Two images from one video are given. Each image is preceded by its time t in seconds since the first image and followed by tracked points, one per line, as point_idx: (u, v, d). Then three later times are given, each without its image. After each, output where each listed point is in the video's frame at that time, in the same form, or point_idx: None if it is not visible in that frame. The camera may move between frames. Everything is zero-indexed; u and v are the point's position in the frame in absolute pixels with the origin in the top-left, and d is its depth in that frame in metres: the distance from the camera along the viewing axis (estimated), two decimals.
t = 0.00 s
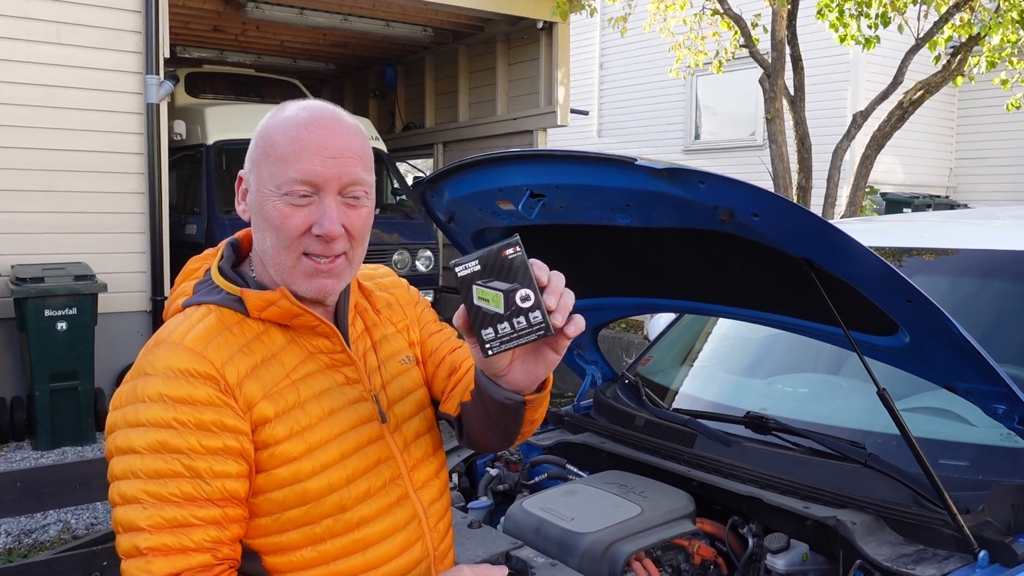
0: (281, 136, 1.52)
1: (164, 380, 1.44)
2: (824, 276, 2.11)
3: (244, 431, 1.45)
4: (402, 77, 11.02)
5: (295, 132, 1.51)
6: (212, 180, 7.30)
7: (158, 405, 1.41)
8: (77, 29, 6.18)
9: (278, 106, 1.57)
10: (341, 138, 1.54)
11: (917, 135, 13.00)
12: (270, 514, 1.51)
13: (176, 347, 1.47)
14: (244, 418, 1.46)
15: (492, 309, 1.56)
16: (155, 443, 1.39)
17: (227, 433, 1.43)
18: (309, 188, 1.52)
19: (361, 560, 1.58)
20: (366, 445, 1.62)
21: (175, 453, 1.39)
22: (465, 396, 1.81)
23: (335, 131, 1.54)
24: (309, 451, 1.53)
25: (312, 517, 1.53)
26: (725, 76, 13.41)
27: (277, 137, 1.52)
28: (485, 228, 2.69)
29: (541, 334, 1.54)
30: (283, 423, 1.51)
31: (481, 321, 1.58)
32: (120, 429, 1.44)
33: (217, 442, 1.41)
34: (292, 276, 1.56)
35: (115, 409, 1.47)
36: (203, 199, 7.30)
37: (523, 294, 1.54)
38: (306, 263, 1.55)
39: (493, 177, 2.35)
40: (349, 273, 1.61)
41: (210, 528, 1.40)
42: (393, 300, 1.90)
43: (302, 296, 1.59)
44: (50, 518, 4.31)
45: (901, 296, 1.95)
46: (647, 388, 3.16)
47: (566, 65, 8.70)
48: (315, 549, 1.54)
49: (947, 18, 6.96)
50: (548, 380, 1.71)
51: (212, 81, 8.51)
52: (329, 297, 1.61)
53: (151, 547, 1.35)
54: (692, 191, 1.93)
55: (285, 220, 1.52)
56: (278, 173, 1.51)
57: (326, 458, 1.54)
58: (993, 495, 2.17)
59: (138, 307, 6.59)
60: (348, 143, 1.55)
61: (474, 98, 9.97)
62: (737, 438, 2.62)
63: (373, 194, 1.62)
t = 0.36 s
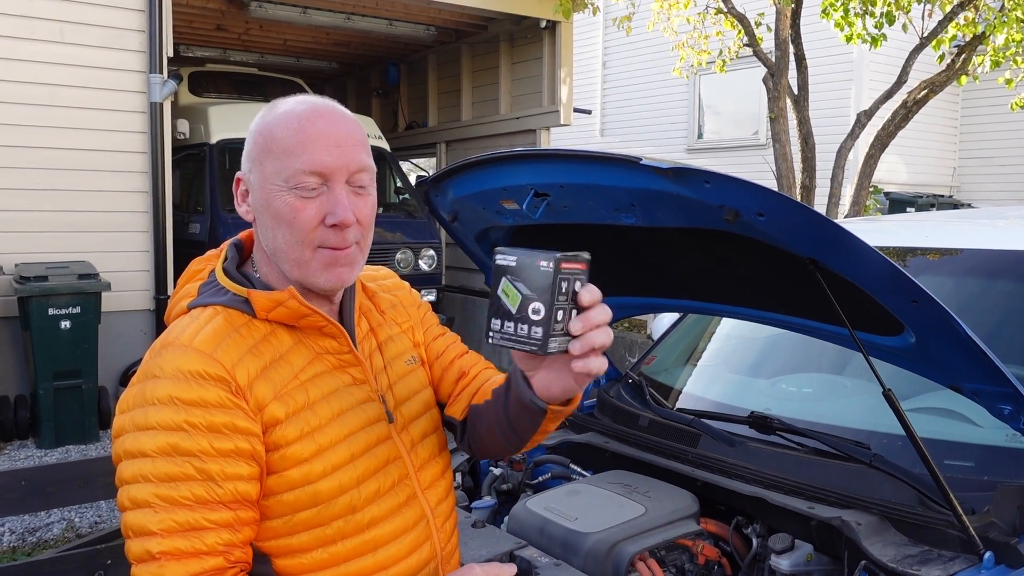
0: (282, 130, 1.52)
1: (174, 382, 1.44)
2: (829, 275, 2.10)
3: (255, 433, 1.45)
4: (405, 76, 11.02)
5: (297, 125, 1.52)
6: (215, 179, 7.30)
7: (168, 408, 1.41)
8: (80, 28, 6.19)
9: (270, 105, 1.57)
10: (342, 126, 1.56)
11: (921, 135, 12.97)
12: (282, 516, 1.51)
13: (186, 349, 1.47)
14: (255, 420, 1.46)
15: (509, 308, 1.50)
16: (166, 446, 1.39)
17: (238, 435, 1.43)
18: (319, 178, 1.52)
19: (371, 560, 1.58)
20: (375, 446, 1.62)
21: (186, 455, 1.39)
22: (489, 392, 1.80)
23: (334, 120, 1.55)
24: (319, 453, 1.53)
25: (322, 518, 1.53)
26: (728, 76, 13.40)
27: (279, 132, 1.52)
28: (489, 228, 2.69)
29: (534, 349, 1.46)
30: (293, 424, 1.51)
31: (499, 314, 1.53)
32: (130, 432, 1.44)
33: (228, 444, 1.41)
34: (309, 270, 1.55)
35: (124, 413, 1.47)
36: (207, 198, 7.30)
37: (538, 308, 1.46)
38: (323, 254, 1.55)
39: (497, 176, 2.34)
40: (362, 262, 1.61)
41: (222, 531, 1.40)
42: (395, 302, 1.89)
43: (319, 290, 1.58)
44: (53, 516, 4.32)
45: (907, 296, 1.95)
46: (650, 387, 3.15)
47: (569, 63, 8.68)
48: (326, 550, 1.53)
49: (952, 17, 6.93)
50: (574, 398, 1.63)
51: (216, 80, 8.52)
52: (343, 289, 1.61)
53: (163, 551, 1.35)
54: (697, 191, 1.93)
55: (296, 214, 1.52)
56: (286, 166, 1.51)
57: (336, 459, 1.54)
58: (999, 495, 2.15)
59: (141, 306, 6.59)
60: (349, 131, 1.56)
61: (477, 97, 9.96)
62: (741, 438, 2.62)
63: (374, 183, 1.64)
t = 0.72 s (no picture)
0: (282, 130, 1.50)
1: (185, 394, 1.42)
2: (839, 273, 2.08)
3: (269, 441, 1.44)
4: (412, 75, 11.02)
5: (296, 122, 1.50)
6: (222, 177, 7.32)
7: (180, 421, 1.41)
8: (88, 26, 6.20)
9: (248, 109, 1.54)
10: (337, 115, 1.56)
11: (929, 133, 12.91)
12: (298, 523, 1.50)
13: (196, 359, 1.45)
14: (269, 428, 1.45)
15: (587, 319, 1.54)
16: (180, 459, 1.39)
17: (253, 445, 1.42)
18: (332, 170, 1.53)
19: (389, 563, 1.58)
20: (387, 449, 1.61)
21: (201, 468, 1.39)
22: (534, 404, 1.86)
23: (327, 109, 1.54)
24: (334, 458, 1.52)
25: (339, 523, 1.52)
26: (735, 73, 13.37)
27: (278, 133, 1.50)
28: (497, 226, 2.68)
29: (573, 358, 1.53)
30: (307, 430, 1.50)
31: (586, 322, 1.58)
32: (142, 445, 1.43)
33: (244, 455, 1.40)
34: (338, 263, 1.56)
35: (135, 425, 1.46)
36: (214, 196, 7.32)
37: (591, 332, 1.48)
38: (349, 244, 1.57)
39: (506, 173, 2.34)
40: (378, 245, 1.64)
41: (240, 543, 1.40)
42: (402, 302, 1.89)
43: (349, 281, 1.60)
44: (62, 514, 4.34)
45: (918, 295, 1.94)
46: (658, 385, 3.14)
47: (576, 61, 8.64)
48: (343, 556, 1.53)
49: (961, 14, 6.89)
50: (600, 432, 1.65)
51: (223, 78, 8.54)
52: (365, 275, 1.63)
53: (181, 565, 1.35)
54: (707, 188, 1.92)
55: (315, 211, 1.52)
56: (296, 165, 1.50)
57: (351, 463, 1.54)
58: (1011, 495, 2.14)
59: (150, 305, 6.61)
60: (343, 118, 1.57)
61: (483, 95, 9.94)
62: (750, 437, 2.60)
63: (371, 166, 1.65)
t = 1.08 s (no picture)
0: (293, 122, 1.51)
1: (207, 392, 1.43)
2: (852, 271, 2.07)
3: (292, 440, 1.44)
4: (421, 72, 11.02)
5: (308, 115, 1.51)
6: (233, 175, 7.34)
7: (202, 419, 1.41)
8: (98, 24, 6.23)
9: (267, 102, 1.56)
10: (352, 110, 1.56)
11: (940, 130, 12.82)
12: (320, 521, 1.50)
13: (217, 357, 1.45)
14: (291, 426, 1.45)
15: (609, 314, 1.53)
16: (202, 458, 1.39)
17: (276, 443, 1.42)
18: (338, 165, 1.52)
19: (410, 561, 1.58)
20: (407, 446, 1.62)
21: (225, 467, 1.39)
22: (551, 398, 1.86)
23: (345, 106, 1.55)
24: (355, 456, 1.52)
25: (361, 521, 1.53)
26: (746, 71, 13.32)
27: (290, 125, 1.52)
28: (507, 223, 2.68)
29: (598, 355, 1.52)
30: (329, 428, 1.50)
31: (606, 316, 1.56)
32: (163, 444, 1.43)
33: (267, 453, 1.41)
34: (339, 259, 1.55)
35: (155, 424, 1.46)
36: (225, 194, 7.34)
37: (615, 328, 1.47)
38: (350, 240, 1.56)
39: (518, 170, 2.33)
40: (387, 246, 1.62)
41: (264, 542, 1.40)
42: (416, 300, 1.90)
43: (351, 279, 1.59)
44: (74, 510, 4.37)
45: (932, 291, 1.92)
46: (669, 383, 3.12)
47: (585, 58, 8.63)
48: (364, 554, 1.53)
49: (975, 9, 6.82)
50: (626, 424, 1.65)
51: (233, 76, 8.56)
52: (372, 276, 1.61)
53: (206, 564, 1.36)
54: (719, 185, 1.91)
55: (320, 203, 1.52)
56: (302, 157, 1.51)
57: (372, 461, 1.54)
58: None
59: (161, 302, 6.64)
60: (358, 115, 1.57)
61: (493, 93, 9.94)
62: (761, 435, 2.59)
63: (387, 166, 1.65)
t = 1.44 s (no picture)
0: (336, 114, 1.52)
1: (229, 384, 1.43)
2: (867, 267, 2.06)
3: (312, 434, 1.45)
4: (431, 69, 11.01)
5: (351, 109, 1.52)
6: (244, 172, 7.36)
7: (223, 412, 1.41)
8: (109, 21, 6.25)
9: (331, 87, 1.58)
10: (397, 114, 1.55)
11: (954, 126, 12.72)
12: (338, 517, 1.50)
13: (239, 349, 1.46)
14: (312, 420, 1.46)
15: (594, 287, 1.56)
16: (223, 450, 1.39)
17: (295, 437, 1.42)
18: (364, 164, 1.52)
19: (426, 560, 1.58)
20: (426, 444, 1.62)
21: (245, 459, 1.39)
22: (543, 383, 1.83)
23: (391, 108, 1.54)
24: (374, 452, 1.53)
25: (378, 519, 1.53)
26: (757, 67, 13.24)
27: (330, 116, 1.53)
28: (519, 219, 2.67)
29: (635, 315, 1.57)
30: (349, 423, 1.50)
31: (577, 297, 1.58)
32: (184, 435, 1.43)
33: (286, 447, 1.41)
34: (347, 261, 1.55)
35: (176, 416, 1.47)
36: (236, 191, 7.36)
37: (626, 276, 1.55)
38: (363, 245, 1.54)
39: (531, 166, 2.33)
40: (403, 259, 1.59)
41: (282, 536, 1.40)
42: (435, 296, 1.89)
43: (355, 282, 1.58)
44: (87, 505, 4.41)
45: (947, 288, 1.91)
46: (681, 380, 3.12)
47: (596, 54, 8.60)
48: (381, 552, 1.53)
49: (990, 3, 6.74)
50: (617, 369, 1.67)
51: (244, 73, 8.58)
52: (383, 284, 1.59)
53: (223, 557, 1.36)
54: (733, 180, 1.90)
55: (341, 199, 1.52)
56: (332, 148, 1.52)
57: (391, 458, 1.54)
58: None
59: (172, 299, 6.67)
60: (402, 121, 1.55)
61: (503, 89, 9.93)
62: (774, 432, 2.58)
63: (424, 178, 1.63)
